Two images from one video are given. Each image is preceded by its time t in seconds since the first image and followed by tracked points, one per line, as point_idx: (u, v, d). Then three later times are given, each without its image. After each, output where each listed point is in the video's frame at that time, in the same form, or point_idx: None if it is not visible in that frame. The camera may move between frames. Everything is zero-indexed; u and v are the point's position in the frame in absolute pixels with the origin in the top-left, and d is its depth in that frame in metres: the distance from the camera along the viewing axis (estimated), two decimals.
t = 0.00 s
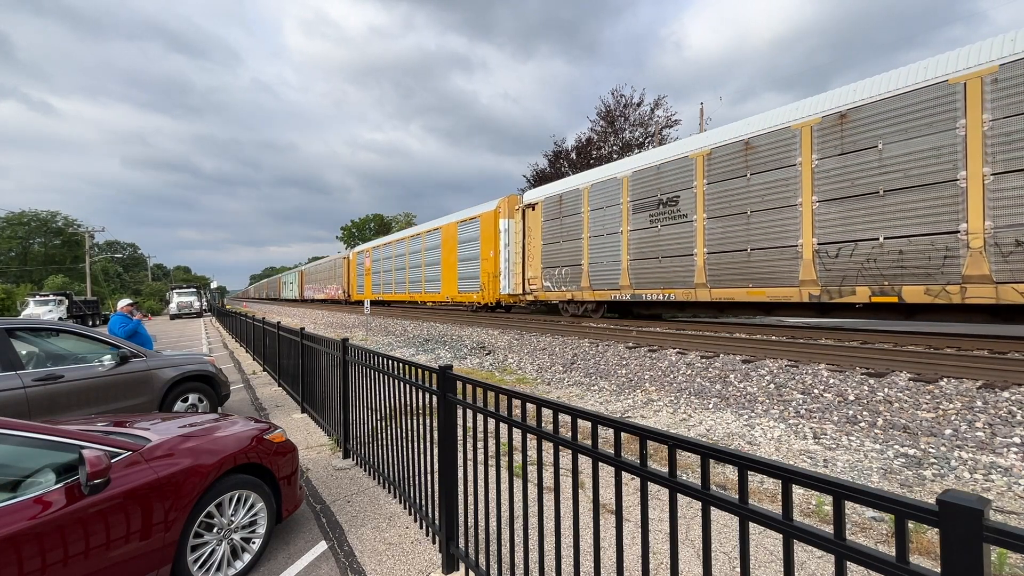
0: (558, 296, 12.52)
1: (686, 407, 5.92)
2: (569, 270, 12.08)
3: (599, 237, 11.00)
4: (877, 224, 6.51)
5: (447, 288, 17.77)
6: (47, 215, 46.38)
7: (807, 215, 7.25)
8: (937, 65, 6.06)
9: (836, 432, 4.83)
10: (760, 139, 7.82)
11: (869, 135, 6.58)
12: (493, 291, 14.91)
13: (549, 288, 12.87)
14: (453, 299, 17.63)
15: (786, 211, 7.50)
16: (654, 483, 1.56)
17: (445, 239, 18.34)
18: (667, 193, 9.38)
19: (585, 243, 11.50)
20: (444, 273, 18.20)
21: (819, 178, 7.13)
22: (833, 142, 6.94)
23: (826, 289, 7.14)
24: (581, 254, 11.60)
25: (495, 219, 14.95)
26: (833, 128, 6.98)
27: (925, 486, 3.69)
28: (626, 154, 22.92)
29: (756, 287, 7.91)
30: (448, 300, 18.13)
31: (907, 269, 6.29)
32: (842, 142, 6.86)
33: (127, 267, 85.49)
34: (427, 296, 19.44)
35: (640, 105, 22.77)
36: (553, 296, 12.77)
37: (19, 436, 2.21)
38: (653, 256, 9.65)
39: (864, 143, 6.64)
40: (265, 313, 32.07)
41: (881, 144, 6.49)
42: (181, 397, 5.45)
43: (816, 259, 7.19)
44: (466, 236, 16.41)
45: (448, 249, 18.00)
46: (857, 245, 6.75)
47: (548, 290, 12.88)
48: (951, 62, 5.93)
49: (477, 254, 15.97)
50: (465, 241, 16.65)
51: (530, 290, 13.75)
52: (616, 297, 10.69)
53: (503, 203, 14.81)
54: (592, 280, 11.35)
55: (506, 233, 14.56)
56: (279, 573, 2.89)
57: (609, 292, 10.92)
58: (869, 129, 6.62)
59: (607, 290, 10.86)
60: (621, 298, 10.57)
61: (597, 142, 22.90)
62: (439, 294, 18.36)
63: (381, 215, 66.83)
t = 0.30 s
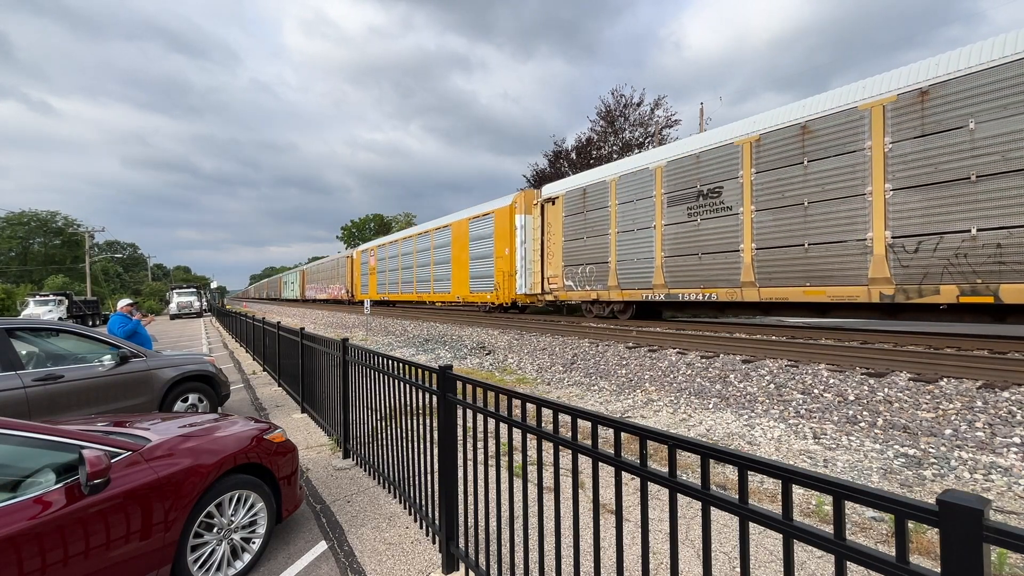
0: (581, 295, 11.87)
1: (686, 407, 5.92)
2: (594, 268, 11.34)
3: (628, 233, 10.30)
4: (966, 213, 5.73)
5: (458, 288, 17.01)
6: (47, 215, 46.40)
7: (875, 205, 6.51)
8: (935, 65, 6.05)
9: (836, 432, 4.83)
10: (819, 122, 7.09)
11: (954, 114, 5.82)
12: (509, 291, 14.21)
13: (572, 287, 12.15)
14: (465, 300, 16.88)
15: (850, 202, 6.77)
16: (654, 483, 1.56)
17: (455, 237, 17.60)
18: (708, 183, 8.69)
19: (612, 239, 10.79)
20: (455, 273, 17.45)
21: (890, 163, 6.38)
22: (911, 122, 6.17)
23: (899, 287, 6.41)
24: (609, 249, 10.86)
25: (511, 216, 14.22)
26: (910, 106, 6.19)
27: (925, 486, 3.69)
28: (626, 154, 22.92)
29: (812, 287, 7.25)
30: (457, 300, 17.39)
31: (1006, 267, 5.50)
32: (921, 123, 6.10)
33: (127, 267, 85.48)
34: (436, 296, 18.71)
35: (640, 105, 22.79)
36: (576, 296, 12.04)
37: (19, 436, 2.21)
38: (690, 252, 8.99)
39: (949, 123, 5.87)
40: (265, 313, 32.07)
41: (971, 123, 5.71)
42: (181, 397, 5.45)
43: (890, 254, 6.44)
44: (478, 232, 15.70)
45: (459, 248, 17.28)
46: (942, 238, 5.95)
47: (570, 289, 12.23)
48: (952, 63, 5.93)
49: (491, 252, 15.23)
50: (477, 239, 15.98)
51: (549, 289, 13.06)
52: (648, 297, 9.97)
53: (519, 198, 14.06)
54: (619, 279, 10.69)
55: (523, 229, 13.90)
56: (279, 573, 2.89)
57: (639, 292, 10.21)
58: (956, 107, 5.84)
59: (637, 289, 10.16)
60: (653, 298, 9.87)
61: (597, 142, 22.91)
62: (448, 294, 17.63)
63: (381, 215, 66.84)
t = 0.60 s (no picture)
0: (608, 296, 11.10)
1: (686, 406, 5.92)
2: (624, 265, 10.58)
3: (663, 228, 9.59)
4: None
5: (471, 288, 16.25)
6: (47, 215, 46.41)
7: (965, 192, 5.77)
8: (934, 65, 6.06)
9: (836, 432, 4.83)
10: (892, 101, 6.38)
11: None
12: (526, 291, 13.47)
13: (597, 287, 11.41)
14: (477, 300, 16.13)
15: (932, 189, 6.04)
16: (654, 483, 1.56)
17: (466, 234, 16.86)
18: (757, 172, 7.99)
19: (643, 234, 10.07)
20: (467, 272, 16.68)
21: (983, 145, 5.65)
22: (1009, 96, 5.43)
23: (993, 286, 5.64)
24: (642, 244, 10.10)
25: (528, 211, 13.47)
26: (1008, 79, 5.46)
27: (925, 486, 3.69)
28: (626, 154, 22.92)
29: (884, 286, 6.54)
30: (468, 300, 16.67)
31: None
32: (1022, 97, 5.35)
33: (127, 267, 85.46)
34: (446, 296, 17.96)
35: (640, 104, 22.80)
36: (603, 296, 11.25)
37: (19, 436, 2.21)
38: (736, 248, 8.30)
39: None
40: (264, 313, 32.07)
41: None
42: (181, 397, 5.45)
43: (983, 249, 5.68)
44: (493, 229, 14.98)
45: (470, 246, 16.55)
46: None
47: (595, 288, 11.47)
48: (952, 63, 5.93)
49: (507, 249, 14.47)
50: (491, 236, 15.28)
51: (572, 288, 12.38)
52: (685, 297, 9.25)
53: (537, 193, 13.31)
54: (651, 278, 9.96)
55: (541, 226, 13.17)
56: (279, 573, 2.89)
57: (674, 291, 9.51)
58: None
59: (672, 288, 9.46)
60: (692, 297, 9.15)
61: (597, 142, 22.91)
62: (459, 293, 16.91)
63: (381, 215, 66.86)
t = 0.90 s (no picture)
0: (639, 296, 10.36)
1: (686, 406, 5.92)
2: (658, 263, 9.85)
3: (703, 221, 8.87)
4: None
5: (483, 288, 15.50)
6: (47, 215, 46.41)
7: None
8: (935, 65, 6.11)
9: (836, 432, 4.83)
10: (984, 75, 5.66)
11: None
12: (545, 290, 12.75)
13: (625, 286, 10.67)
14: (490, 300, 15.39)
15: None
16: (654, 483, 1.56)
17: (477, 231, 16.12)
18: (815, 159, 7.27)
19: (680, 227, 9.34)
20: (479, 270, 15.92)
21: None
22: None
23: None
24: (679, 239, 9.35)
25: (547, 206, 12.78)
26: None
27: (925, 486, 3.69)
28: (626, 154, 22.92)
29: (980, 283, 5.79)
30: (480, 300, 15.95)
31: None
32: None
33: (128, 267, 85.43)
34: (456, 296, 17.23)
35: (640, 104, 22.80)
36: (633, 296, 10.50)
37: (19, 436, 2.21)
38: (791, 242, 7.58)
39: None
40: (264, 313, 32.08)
41: None
42: (181, 397, 5.45)
43: None
44: (510, 226, 14.26)
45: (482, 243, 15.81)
46: None
47: (623, 288, 10.74)
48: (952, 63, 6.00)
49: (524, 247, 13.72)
50: (505, 233, 14.53)
51: (597, 287, 11.65)
52: (729, 297, 8.54)
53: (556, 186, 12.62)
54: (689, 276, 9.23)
55: (562, 221, 12.46)
56: (279, 573, 2.89)
57: (715, 291, 8.80)
58: None
59: (714, 288, 8.74)
60: (737, 298, 8.44)
61: (597, 142, 22.90)
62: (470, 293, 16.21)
63: (381, 215, 66.85)
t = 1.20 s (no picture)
0: (674, 295, 9.74)
1: (686, 406, 5.92)
2: (698, 260, 9.16)
3: (752, 213, 8.20)
4: None
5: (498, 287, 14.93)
6: (47, 215, 46.42)
7: None
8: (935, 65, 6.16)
9: (836, 432, 4.82)
10: None
11: None
12: (567, 290, 12.24)
13: (659, 285, 10.02)
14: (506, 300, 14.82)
15: None
16: (654, 483, 1.56)
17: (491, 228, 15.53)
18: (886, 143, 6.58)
19: (723, 220, 8.67)
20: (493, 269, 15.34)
21: None
22: None
23: None
24: (723, 232, 8.67)
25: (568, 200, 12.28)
26: None
27: (925, 486, 3.69)
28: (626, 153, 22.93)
29: None
30: (493, 301, 15.39)
31: None
32: None
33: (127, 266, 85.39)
34: (467, 296, 16.66)
35: (640, 104, 22.80)
36: (668, 296, 9.85)
37: (19, 436, 2.21)
38: (858, 236, 6.89)
39: None
40: (264, 313, 32.07)
41: None
42: (181, 397, 5.45)
43: None
44: (528, 222, 13.70)
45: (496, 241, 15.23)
46: None
47: (656, 288, 10.09)
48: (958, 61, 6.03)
49: (544, 244, 13.16)
50: (523, 229, 13.98)
51: (625, 286, 11.01)
52: (782, 297, 7.87)
53: (579, 179, 12.16)
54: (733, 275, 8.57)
55: (585, 216, 11.99)
56: (279, 573, 2.89)
57: (763, 291, 8.15)
58: None
59: (762, 287, 8.12)
60: (791, 298, 7.77)
61: (597, 142, 22.90)
62: (484, 293, 15.66)
63: (381, 215, 66.92)
